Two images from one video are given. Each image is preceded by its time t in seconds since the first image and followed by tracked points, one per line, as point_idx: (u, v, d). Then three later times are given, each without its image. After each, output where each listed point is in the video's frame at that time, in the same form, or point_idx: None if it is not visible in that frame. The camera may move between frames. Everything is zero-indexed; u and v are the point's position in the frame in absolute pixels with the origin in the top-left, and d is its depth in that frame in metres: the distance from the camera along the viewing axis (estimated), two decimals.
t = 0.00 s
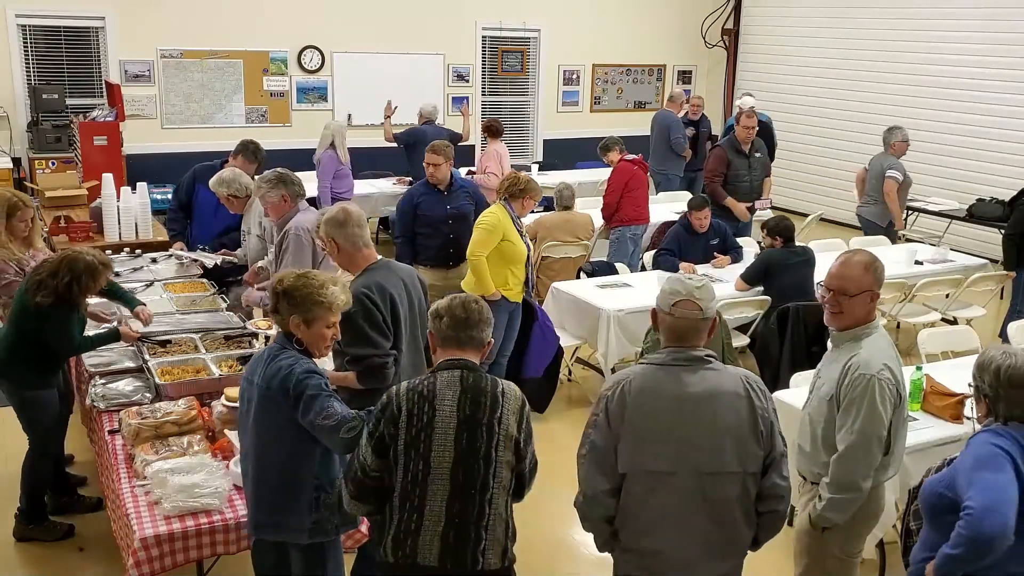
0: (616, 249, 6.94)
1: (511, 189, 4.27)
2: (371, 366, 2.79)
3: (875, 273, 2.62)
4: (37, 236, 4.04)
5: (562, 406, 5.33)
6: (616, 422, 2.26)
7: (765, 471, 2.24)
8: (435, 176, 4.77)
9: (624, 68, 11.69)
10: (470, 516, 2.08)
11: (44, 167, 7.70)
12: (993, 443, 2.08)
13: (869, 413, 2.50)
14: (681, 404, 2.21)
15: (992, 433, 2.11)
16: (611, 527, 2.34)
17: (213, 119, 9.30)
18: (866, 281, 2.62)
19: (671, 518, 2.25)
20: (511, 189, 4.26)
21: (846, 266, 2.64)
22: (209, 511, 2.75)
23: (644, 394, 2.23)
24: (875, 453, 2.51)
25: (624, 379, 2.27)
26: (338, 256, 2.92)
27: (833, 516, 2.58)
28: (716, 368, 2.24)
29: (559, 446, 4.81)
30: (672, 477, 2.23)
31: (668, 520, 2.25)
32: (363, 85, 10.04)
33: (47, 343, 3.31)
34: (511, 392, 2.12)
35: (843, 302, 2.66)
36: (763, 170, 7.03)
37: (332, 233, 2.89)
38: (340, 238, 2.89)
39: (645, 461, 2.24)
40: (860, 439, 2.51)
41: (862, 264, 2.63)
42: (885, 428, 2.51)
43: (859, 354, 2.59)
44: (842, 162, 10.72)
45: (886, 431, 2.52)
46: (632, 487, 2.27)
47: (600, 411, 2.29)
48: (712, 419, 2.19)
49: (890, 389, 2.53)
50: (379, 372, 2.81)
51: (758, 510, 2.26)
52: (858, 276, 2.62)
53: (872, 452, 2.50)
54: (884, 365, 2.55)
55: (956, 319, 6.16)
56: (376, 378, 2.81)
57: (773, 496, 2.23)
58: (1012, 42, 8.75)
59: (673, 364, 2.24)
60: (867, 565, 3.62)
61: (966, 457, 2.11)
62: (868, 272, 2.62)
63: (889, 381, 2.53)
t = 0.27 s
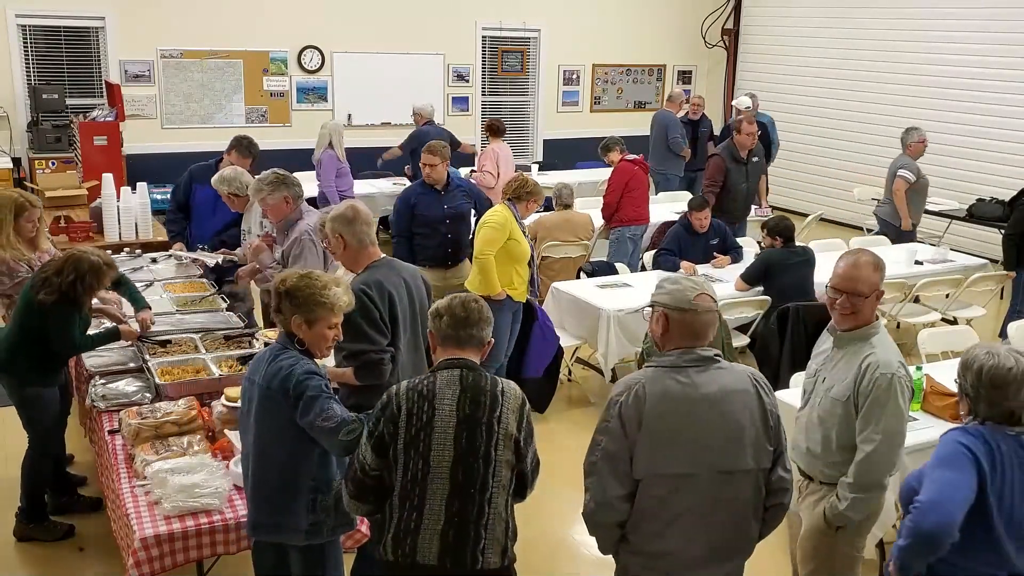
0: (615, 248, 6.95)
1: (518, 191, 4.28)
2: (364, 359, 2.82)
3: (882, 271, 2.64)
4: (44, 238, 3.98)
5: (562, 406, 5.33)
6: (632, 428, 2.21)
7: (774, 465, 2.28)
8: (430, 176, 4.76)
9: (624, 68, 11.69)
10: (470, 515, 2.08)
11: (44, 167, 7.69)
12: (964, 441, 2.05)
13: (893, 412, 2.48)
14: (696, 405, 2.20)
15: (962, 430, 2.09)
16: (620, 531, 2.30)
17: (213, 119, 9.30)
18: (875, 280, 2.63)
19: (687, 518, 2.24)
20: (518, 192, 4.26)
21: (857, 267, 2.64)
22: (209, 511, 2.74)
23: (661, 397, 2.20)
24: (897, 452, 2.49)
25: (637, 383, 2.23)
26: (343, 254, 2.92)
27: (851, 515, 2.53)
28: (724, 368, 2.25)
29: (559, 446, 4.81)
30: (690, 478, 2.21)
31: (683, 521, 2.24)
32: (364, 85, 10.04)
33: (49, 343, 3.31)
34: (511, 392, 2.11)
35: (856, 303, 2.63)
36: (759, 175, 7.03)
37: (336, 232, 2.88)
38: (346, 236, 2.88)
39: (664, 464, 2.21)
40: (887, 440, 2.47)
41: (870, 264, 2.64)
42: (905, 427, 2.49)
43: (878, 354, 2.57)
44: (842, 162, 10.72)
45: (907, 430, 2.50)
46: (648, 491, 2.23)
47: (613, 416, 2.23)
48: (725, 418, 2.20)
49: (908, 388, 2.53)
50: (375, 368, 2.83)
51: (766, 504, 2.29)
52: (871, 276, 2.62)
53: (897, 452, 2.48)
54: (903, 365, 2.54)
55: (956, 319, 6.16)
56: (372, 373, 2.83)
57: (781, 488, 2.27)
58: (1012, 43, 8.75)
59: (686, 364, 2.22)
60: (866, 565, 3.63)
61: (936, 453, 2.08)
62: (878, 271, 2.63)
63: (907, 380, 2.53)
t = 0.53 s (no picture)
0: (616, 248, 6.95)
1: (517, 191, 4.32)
2: (366, 356, 2.82)
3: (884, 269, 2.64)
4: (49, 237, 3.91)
5: (562, 407, 5.33)
6: (644, 431, 2.19)
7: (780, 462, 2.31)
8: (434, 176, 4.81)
9: (624, 68, 11.69)
10: (471, 517, 2.08)
11: (44, 167, 7.69)
12: (936, 445, 1.99)
13: (913, 408, 2.49)
14: (706, 406, 2.19)
15: (933, 434, 2.02)
16: (627, 534, 2.28)
17: (213, 119, 9.30)
18: (879, 278, 2.62)
19: (696, 519, 2.23)
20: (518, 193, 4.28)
21: (863, 267, 2.60)
22: (209, 511, 2.75)
23: (673, 399, 2.19)
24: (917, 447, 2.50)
25: (648, 385, 2.20)
26: (347, 251, 2.92)
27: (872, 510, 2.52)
28: (731, 367, 2.26)
29: (559, 446, 4.81)
30: (700, 478, 2.21)
31: (694, 522, 2.23)
32: (364, 85, 10.04)
33: (49, 343, 3.31)
34: (513, 393, 2.11)
35: (865, 303, 2.61)
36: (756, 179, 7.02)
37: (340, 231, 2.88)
38: (353, 233, 2.89)
39: (676, 465, 2.20)
40: (909, 436, 2.47)
41: (875, 263, 2.62)
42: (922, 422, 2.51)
43: (891, 351, 2.57)
44: (842, 162, 10.72)
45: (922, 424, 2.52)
46: (660, 494, 2.22)
47: (625, 420, 2.20)
48: (734, 418, 2.21)
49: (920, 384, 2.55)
50: (377, 364, 2.83)
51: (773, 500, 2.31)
52: (877, 275, 2.60)
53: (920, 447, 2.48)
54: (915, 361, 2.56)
55: (956, 320, 6.16)
56: (373, 369, 2.83)
57: (786, 485, 2.30)
58: (1011, 43, 8.75)
59: (695, 364, 2.21)
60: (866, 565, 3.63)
61: (907, 458, 2.01)
62: (882, 270, 2.62)
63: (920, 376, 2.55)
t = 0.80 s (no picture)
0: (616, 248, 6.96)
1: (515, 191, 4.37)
2: (370, 352, 2.83)
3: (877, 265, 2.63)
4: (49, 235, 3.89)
5: (562, 407, 5.33)
6: (653, 433, 2.19)
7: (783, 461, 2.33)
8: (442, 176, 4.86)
9: (624, 67, 11.69)
10: (472, 519, 2.08)
11: (44, 167, 7.69)
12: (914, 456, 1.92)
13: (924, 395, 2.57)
14: (712, 407, 2.19)
15: (914, 440, 1.95)
16: (633, 536, 2.27)
17: (213, 119, 9.30)
18: (875, 275, 2.62)
19: (701, 520, 2.23)
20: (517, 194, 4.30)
21: (858, 266, 2.59)
22: (209, 511, 2.75)
23: (680, 398, 2.18)
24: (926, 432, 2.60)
25: (657, 385, 2.20)
26: (349, 251, 2.92)
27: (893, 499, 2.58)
28: (735, 367, 2.26)
29: (560, 446, 4.81)
30: (708, 478, 2.20)
31: (700, 522, 2.23)
32: (364, 85, 10.04)
33: (49, 342, 3.31)
34: (516, 395, 2.11)
35: (864, 299, 2.62)
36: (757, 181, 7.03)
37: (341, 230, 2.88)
38: (355, 231, 2.88)
39: (684, 467, 2.19)
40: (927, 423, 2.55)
41: (871, 261, 2.61)
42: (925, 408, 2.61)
43: (896, 343, 2.62)
44: (842, 162, 10.72)
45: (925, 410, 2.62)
46: (667, 496, 2.22)
47: (635, 420, 2.19)
48: (738, 420, 2.21)
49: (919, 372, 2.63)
50: (380, 359, 2.84)
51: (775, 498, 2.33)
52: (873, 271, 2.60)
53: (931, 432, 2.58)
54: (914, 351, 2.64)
55: (957, 320, 6.17)
56: (376, 365, 2.84)
57: (788, 483, 2.33)
58: (1011, 43, 8.75)
59: (701, 364, 2.21)
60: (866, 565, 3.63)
61: (887, 469, 1.95)
62: (877, 266, 2.62)
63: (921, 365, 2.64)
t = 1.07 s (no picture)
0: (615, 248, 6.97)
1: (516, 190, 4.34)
2: (376, 348, 2.83)
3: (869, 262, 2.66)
4: (49, 234, 3.89)
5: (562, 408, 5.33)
6: (657, 435, 2.19)
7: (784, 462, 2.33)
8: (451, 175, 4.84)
9: (624, 67, 11.69)
10: (473, 520, 2.08)
11: (44, 167, 7.69)
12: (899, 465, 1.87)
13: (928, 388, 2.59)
14: (714, 408, 2.19)
15: (900, 448, 1.90)
16: (636, 537, 2.27)
17: (213, 119, 9.30)
18: (868, 272, 2.64)
19: (703, 521, 2.23)
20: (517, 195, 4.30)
21: (852, 264, 2.61)
22: (209, 511, 2.75)
23: (684, 398, 2.18)
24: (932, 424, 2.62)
25: (661, 386, 2.20)
26: (351, 251, 2.91)
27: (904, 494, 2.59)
28: (737, 367, 2.27)
29: (559, 447, 4.81)
30: (710, 478, 2.21)
31: (701, 523, 2.23)
32: (364, 85, 10.04)
33: (48, 341, 3.31)
34: (518, 396, 2.11)
35: (860, 298, 2.63)
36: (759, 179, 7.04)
37: (340, 230, 2.88)
38: (357, 230, 2.88)
39: (688, 468, 2.19)
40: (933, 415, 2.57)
41: (862, 258, 2.65)
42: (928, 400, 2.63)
43: (896, 340, 2.63)
44: (842, 162, 10.72)
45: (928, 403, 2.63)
46: (670, 497, 2.22)
47: (638, 420, 2.19)
48: (740, 421, 2.21)
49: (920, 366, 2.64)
50: (387, 352, 2.84)
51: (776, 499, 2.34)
52: (868, 268, 2.62)
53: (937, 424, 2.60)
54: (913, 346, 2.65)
55: (957, 319, 6.17)
56: (383, 358, 2.84)
57: (788, 482, 2.35)
58: (1011, 43, 8.75)
59: (704, 364, 2.22)
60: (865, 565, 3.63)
61: (873, 478, 1.91)
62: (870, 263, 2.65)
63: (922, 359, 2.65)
